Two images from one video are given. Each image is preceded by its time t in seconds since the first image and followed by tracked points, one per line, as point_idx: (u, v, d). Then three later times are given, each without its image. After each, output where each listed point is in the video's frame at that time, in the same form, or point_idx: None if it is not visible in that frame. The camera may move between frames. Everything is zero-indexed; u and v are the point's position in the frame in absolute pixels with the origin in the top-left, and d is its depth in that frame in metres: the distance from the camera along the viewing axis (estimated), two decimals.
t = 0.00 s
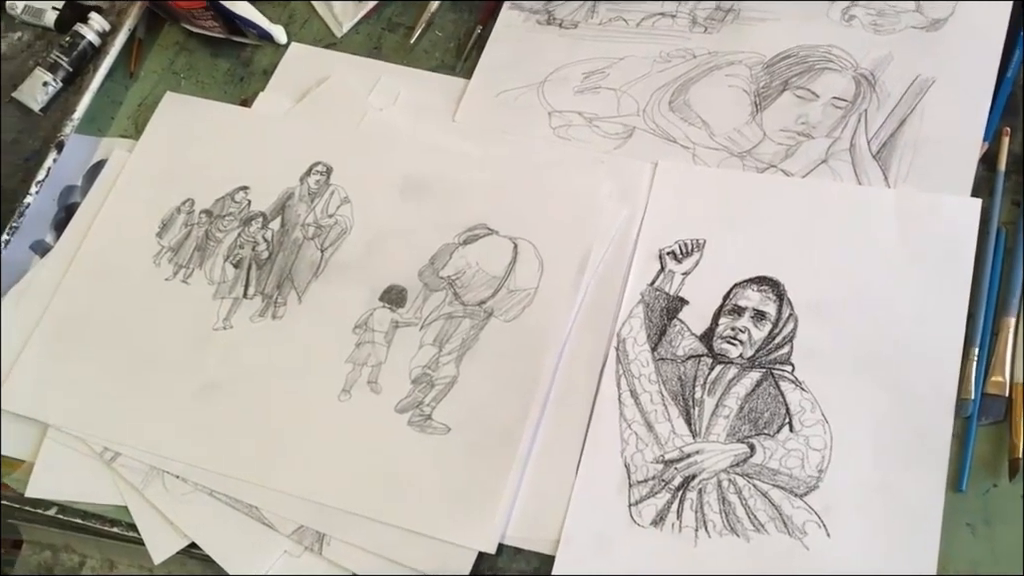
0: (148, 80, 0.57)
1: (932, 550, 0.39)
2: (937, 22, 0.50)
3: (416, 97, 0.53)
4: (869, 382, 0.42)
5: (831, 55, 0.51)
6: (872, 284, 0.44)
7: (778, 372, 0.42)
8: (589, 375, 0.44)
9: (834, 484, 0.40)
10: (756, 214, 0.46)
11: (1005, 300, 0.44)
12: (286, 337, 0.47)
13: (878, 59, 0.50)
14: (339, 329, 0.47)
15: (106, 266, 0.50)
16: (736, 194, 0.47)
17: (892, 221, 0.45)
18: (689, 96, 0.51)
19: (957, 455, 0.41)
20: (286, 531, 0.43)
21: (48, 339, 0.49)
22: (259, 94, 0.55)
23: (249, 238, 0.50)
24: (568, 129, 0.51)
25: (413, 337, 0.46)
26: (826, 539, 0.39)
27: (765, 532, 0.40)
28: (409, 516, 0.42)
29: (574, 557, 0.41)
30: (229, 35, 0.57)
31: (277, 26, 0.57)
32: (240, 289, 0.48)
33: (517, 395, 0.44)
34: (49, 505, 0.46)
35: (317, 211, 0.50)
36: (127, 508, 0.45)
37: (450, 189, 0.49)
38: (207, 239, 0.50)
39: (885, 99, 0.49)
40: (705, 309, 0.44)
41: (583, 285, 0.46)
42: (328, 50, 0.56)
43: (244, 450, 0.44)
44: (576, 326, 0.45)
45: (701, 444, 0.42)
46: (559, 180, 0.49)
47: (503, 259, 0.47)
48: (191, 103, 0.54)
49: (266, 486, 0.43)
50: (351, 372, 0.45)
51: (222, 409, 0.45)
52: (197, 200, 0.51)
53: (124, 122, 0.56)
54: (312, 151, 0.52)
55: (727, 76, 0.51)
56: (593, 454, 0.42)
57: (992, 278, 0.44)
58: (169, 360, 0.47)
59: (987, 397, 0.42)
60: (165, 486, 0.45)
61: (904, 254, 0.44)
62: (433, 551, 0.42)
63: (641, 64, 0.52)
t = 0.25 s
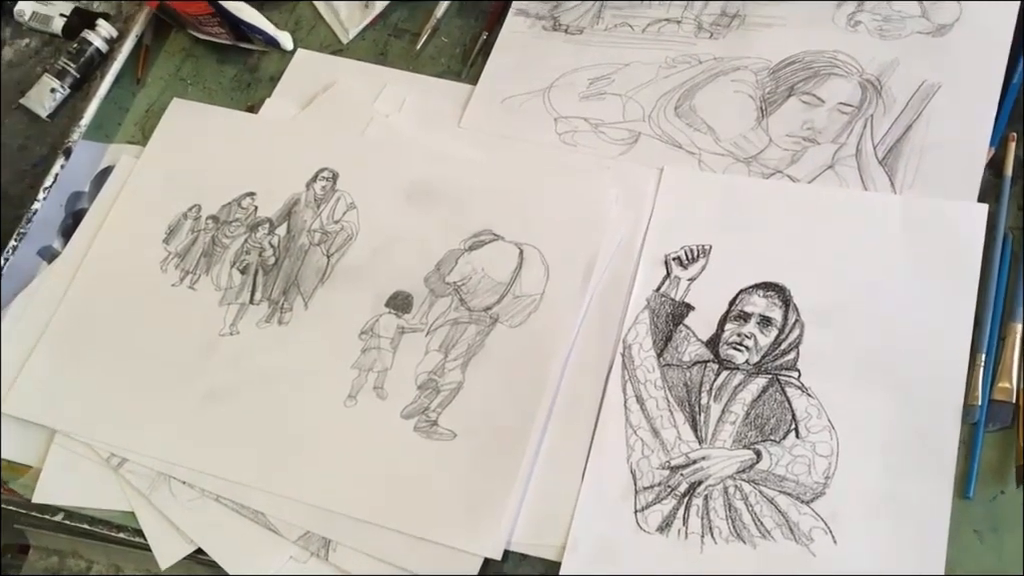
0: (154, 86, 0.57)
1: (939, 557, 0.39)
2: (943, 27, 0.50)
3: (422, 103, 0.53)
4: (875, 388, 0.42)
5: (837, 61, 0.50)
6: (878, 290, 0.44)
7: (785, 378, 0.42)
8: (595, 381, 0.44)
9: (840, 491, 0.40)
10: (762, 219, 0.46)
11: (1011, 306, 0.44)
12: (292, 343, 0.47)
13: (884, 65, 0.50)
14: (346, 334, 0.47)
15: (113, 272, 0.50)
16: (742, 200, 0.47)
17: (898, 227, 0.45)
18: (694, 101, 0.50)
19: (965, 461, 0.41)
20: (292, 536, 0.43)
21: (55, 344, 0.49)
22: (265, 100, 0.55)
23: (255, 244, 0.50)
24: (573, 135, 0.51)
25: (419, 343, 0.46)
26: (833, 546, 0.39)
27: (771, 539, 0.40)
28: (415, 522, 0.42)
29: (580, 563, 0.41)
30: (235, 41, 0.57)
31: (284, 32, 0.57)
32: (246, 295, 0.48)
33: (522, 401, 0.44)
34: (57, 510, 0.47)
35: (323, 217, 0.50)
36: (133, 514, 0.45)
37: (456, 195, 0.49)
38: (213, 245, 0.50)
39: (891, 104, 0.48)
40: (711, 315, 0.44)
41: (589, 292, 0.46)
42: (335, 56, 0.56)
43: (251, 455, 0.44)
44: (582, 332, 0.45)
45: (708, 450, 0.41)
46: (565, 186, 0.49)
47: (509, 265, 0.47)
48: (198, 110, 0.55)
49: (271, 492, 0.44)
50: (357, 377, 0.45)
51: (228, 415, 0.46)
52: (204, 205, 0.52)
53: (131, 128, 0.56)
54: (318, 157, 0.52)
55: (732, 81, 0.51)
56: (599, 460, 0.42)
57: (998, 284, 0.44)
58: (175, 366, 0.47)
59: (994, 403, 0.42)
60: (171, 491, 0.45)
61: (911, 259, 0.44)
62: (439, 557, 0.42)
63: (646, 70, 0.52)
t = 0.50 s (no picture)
0: (156, 98, 0.57)
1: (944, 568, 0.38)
2: (945, 36, 0.50)
3: (424, 113, 0.53)
4: (879, 398, 0.42)
5: (839, 70, 0.50)
6: (881, 300, 0.44)
7: (788, 388, 0.42)
8: (597, 392, 0.44)
9: (844, 502, 0.40)
10: (764, 229, 0.46)
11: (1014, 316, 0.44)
12: (294, 354, 0.47)
13: (886, 74, 0.50)
14: (348, 345, 0.47)
15: (116, 282, 0.50)
16: (745, 210, 0.47)
17: (901, 237, 0.45)
18: (696, 111, 0.50)
19: (969, 472, 0.41)
20: (294, 548, 0.43)
21: (57, 356, 0.49)
22: (268, 111, 0.55)
23: (257, 255, 0.50)
24: (575, 145, 0.51)
25: (422, 353, 0.46)
26: (836, 557, 0.39)
27: (775, 550, 0.40)
28: (417, 534, 0.42)
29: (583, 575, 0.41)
30: (237, 52, 0.57)
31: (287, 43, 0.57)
32: (248, 306, 0.48)
33: (525, 412, 0.44)
34: (59, 522, 0.47)
35: (325, 228, 0.50)
36: (135, 526, 0.45)
37: (458, 205, 0.49)
38: (216, 256, 0.50)
39: (893, 113, 0.48)
40: (714, 325, 0.44)
41: (591, 302, 0.46)
42: (337, 66, 0.56)
43: (253, 467, 0.44)
44: (584, 343, 0.45)
45: (711, 461, 0.41)
46: (567, 197, 0.49)
47: (511, 275, 0.47)
48: (200, 120, 0.55)
49: (274, 503, 0.43)
50: (359, 388, 0.45)
51: (230, 426, 0.45)
52: (207, 216, 0.52)
53: (133, 139, 0.56)
54: (320, 168, 0.52)
55: (734, 91, 0.51)
56: (602, 471, 0.42)
57: (1002, 293, 0.44)
58: (178, 377, 0.47)
59: (998, 413, 0.42)
60: (173, 502, 0.45)
61: (915, 268, 0.44)
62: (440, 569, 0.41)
63: (648, 80, 0.52)
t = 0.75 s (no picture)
0: (155, 111, 0.57)
1: None
2: (942, 47, 0.50)
3: (422, 126, 0.53)
4: (878, 411, 0.41)
5: (837, 82, 0.50)
6: (879, 312, 0.44)
7: (786, 401, 0.42)
8: (595, 406, 0.44)
9: (843, 515, 0.40)
10: (763, 241, 0.46)
11: (1013, 328, 0.44)
12: (292, 367, 0.47)
13: (884, 85, 0.50)
14: (346, 358, 0.47)
15: (114, 296, 0.50)
16: (743, 222, 0.47)
17: (899, 248, 0.45)
18: (694, 123, 0.50)
19: (968, 485, 0.41)
20: (292, 562, 0.43)
21: (56, 370, 0.49)
22: (266, 124, 0.55)
23: (256, 268, 0.50)
24: (573, 157, 0.51)
25: (420, 367, 0.46)
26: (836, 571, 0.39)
27: (774, 564, 0.39)
28: (415, 547, 0.42)
29: None
30: (236, 66, 0.57)
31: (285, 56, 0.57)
32: (246, 319, 0.48)
33: (523, 426, 0.43)
34: (57, 538, 0.48)
35: (323, 241, 0.50)
36: (133, 541, 0.45)
37: (456, 218, 0.49)
38: (214, 269, 0.50)
39: (891, 125, 0.48)
40: (712, 337, 0.44)
41: (589, 315, 0.46)
42: (335, 79, 0.56)
43: (251, 481, 0.44)
44: (583, 355, 0.45)
45: (709, 474, 0.41)
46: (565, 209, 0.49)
47: (510, 288, 0.47)
48: (199, 133, 0.55)
49: (271, 517, 0.43)
50: (357, 402, 0.45)
51: (228, 440, 0.45)
52: (205, 229, 0.52)
53: (132, 153, 0.56)
54: (319, 181, 0.52)
55: (732, 103, 0.51)
56: (600, 485, 0.42)
57: (1000, 305, 0.44)
58: (176, 391, 0.47)
59: (997, 426, 0.42)
60: (172, 517, 0.45)
61: (913, 281, 0.44)
62: None
63: (646, 92, 0.52)
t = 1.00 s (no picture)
0: (153, 129, 0.57)
1: None
2: (937, 63, 0.50)
3: (419, 143, 0.54)
4: (874, 427, 0.42)
5: (832, 97, 0.50)
6: (875, 327, 0.44)
7: (784, 417, 0.42)
8: (592, 422, 0.44)
9: (840, 532, 0.40)
10: (758, 257, 0.46)
11: (1010, 343, 0.44)
12: (290, 385, 0.47)
13: (879, 101, 0.50)
14: (343, 375, 0.47)
15: (112, 313, 0.51)
16: (740, 238, 0.47)
17: (895, 264, 0.45)
18: (690, 139, 0.50)
19: (965, 501, 0.41)
20: None
21: (53, 388, 0.49)
22: (264, 141, 0.55)
23: (253, 285, 0.50)
24: (570, 174, 0.51)
25: (417, 383, 0.46)
26: None
27: None
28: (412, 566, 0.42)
29: None
30: (234, 83, 0.58)
31: (282, 72, 0.57)
32: (244, 336, 0.48)
33: (520, 442, 0.43)
34: (54, 555, 0.47)
35: (321, 257, 0.50)
36: (130, 559, 0.45)
37: (453, 234, 0.50)
38: (212, 286, 0.50)
39: (886, 140, 0.48)
40: (709, 353, 0.44)
41: (586, 331, 0.46)
42: (332, 96, 0.56)
43: (248, 499, 0.44)
44: (580, 372, 0.45)
45: (707, 490, 0.41)
46: (562, 226, 0.49)
47: (506, 304, 0.47)
48: (196, 151, 0.55)
49: (268, 536, 0.43)
50: (355, 419, 0.45)
51: (225, 458, 0.45)
52: (202, 246, 0.52)
53: (130, 170, 0.56)
54: (316, 198, 0.52)
55: (728, 119, 0.51)
56: (598, 502, 0.42)
57: (997, 321, 0.44)
58: (173, 409, 0.47)
59: (994, 442, 0.42)
60: (169, 535, 0.45)
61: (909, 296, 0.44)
62: None
63: (642, 108, 0.52)
